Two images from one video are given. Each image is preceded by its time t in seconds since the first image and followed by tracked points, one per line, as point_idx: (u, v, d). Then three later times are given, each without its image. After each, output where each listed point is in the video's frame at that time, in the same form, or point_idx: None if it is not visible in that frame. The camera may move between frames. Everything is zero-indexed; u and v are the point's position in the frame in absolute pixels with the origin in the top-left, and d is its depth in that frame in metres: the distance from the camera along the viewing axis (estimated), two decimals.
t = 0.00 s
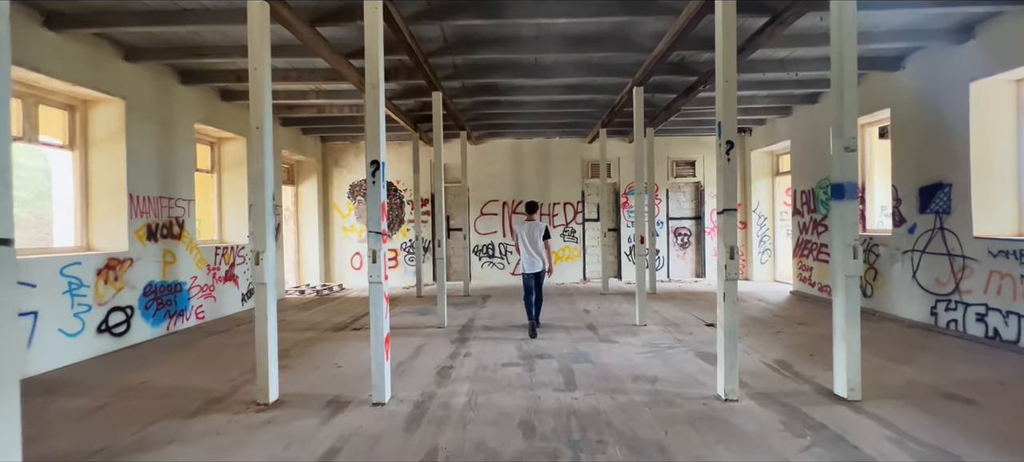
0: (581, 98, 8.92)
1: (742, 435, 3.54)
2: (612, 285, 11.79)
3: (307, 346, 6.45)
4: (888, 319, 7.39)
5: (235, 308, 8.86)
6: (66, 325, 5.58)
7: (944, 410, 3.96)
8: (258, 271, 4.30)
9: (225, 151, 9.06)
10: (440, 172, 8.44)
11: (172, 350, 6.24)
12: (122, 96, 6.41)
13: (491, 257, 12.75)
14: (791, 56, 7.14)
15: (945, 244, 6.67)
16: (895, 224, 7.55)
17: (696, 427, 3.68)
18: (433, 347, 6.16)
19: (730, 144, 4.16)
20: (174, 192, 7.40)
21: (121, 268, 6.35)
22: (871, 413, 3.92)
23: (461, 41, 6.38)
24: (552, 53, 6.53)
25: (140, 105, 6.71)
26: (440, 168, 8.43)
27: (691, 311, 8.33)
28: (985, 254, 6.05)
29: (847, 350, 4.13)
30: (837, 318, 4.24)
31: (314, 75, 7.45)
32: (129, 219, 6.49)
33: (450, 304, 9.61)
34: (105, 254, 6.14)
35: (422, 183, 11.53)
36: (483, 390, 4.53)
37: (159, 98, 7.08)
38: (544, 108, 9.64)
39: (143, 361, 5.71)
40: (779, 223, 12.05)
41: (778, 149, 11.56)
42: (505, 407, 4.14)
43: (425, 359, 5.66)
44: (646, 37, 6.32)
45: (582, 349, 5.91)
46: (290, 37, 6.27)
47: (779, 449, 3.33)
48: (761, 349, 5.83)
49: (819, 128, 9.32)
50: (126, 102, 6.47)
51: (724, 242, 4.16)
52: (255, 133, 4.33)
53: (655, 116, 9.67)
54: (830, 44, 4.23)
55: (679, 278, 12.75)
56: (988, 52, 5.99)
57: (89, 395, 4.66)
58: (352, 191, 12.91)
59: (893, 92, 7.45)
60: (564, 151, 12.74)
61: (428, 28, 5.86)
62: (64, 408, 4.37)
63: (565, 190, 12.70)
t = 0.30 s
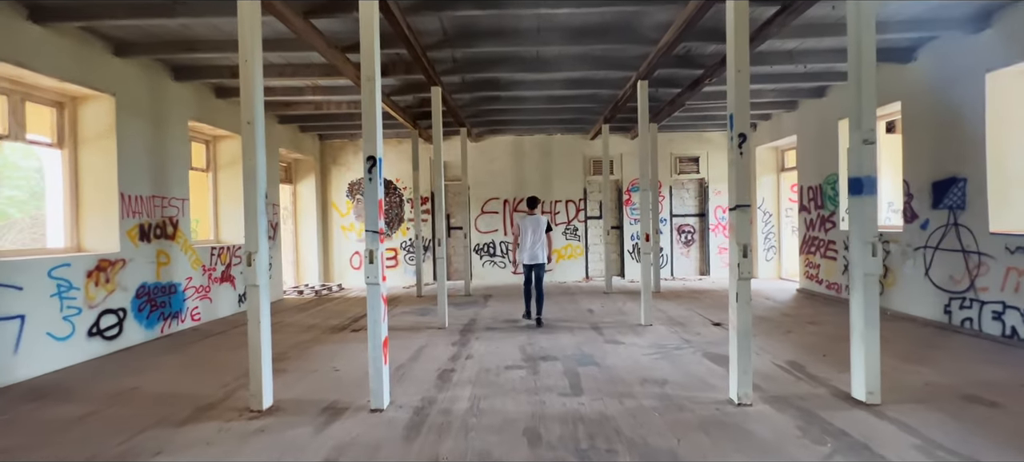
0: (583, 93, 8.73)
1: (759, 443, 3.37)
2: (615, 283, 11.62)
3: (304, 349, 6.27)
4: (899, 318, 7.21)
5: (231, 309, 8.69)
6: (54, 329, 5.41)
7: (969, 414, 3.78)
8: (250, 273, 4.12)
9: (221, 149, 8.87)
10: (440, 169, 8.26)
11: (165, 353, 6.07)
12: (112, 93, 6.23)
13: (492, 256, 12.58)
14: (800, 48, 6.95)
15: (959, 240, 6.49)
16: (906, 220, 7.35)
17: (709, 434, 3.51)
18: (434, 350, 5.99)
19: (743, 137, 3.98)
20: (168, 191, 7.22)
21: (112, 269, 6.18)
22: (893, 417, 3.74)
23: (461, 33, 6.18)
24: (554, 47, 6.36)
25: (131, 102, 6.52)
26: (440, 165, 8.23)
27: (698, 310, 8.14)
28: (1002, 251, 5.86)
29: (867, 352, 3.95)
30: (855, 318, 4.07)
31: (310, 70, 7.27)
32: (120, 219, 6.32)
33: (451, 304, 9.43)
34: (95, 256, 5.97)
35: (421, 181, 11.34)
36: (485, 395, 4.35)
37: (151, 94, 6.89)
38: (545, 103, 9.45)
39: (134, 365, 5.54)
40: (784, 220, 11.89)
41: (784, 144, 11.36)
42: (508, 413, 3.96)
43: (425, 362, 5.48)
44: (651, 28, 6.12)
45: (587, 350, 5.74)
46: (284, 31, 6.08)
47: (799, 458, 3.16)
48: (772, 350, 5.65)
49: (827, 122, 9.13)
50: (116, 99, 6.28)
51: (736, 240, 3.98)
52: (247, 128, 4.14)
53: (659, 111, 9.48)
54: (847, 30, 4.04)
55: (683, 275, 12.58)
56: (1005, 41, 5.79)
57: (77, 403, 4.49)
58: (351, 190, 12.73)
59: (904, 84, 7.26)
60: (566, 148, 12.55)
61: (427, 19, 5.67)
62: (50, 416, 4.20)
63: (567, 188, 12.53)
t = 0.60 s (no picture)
0: (585, 89, 8.56)
1: (775, 451, 3.20)
2: (618, 282, 11.46)
3: (301, 351, 6.12)
4: (911, 318, 7.03)
5: (228, 310, 8.54)
6: (44, 331, 5.27)
7: (994, 421, 3.61)
8: (241, 274, 3.96)
9: (217, 147, 8.71)
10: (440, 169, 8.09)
11: (159, 356, 5.92)
12: (103, 89, 6.07)
13: (493, 255, 12.42)
14: (810, 41, 6.77)
15: (974, 238, 6.30)
16: (917, 218, 7.17)
17: (722, 442, 3.35)
18: (434, 352, 5.84)
19: (755, 130, 3.81)
20: (162, 190, 7.07)
21: (104, 270, 6.03)
22: (914, 424, 3.57)
23: (460, 26, 6.02)
24: (557, 40, 6.19)
25: (123, 99, 6.37)
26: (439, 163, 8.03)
27: (704, 310, 7.97)
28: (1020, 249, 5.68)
29: (886, 354, 3.79)
30: (872, 320, 3.89)
31: (307, 66, 7.12)
32: (113, 219, 6.17)
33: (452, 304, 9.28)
34: (87, 256, 5.82)
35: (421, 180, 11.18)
36: (488, 400, 4.20)
37: (143, 91, 6.72)
38: (547, 100, 9.28)
39: (126, 369, 5.39)
40: (790, 218, 11.71)
41: (789, 141, 11.17)
42: (511, 419, 3.80)
43: (426, 364, 5.33)
44: (656, 21, 5.94)
45: (591, 352, 5.58)
46: (279, 24, 5.91)
47: None
48: (782, 351, 5.48)
49: (835, 118, 8.95)
50: (107, 95, 6.12)
51: (749, 239, 3.81)
52: (237, 124, 3.97)
53: (663, 107, 9.30)
54: (864, 19, 3.86)
55: (687, 274, 12.41)
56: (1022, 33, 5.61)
57: (65, 408, 4.34)
58: (351, 188, 12.57)
59: (915, 78, 7.08)
60: (568, 146, 12.38)
61: (426, 11, 5.50)
62: (36, 423, 4.05)
63: (569, 186, 12.36)
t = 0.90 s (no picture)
0: (588, 86, 8.38)
1: None
2: (621, 284, 11.27)
3: (295, 354, 5.94)
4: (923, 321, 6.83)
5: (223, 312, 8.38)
6: (29, 334, 5.10)
7: (1020, 432, 3.42)
8: (228, 275, 3.79)
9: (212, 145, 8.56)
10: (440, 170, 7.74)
11: (149, 359, 5.76)
12: (93, 84, 5.92)
13: (494, 255, 12.24)
14: (819, 36, 6.59)
15: (989, 239, 6.10)
16: (929, 218, 6.96)
17: (734, 455, 3.16)
18: (431, 356, 5.66)
19: (767, 126, 3.62)
20: (154, 189, 6.91)
21: (93, 270, 5.87)
22: (936, 436, 3.38)
23: (460, 20, 5.85)
24: (559, 35, 6.02)
25: (113, 95, 6.21)
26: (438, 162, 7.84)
27: (709, 313, 7.78)
28: None
29: (904, 361, 3.61)
30: (890, 325, 3.71)
31: (303, 62, 6.96)
32: (103, 217, 6.01)
33: (451, 306, 9.10)
34: (75, 256, 5.66)
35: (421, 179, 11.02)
36: (486, 408, 4.02)
37: (135, 87, 6.58)
38: (548, 97, 9.10)
39: (114, 373, 5.22)
40: (795, 218, 11.53)
41: (795, 140, 10.98)
42: (510, 429, 3.62)
43: (423, 369, 5.17)
44: (662, 15, 5.77)
45: (594, 357, 5.40)
46: (273, 18, 5.74)
47: None
48: (791, 356, 5.30)
49: (843, 117, 8.77)
50: (97, 91, 5.97)
51: (760, 240, 3.63)
52: (225, 118, 3.80)
53: (667, 105, 9.12)
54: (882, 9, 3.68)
55: (690, 276, 12.23)
56: None
57: (46, 414, 4.17)
58: (349, 188, 12.41)
59: (926, 75, 6.89)
60: (570, 145, 12.20)
61: (424, 4, 5.33)
62: (15, 430, 3.88)
63: (571, 185, 12.18)
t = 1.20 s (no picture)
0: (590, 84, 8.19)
1: None
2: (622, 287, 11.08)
3: (286, 359, 5.75)
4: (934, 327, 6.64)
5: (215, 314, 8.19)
6: (9, 338, 4.91)
7: None
8: (211, 279, 3.60)
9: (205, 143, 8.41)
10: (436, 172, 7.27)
11: (135, 363, 5.57)
12: (79, 80, 5.73)
13: (493, 257, 12.06)
14: (827, 33, 6.40)
15: (1003, 242, 5.90)
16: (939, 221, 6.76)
17: None
18: (426, 362, 5.47)
19: (779, 123, 3.44)
20: (143, 188, 6.72)
21: (78, 271, 5.68)
22: (957, 452, 3.19)
23: (457, 14, 5.66)
24: (560, 30, 5.84)
25: (101, 91, 6.03)
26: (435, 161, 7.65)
27: (712, 318, 7.58)
28: None
29: (923, 372, 3.41)
30: (907, 333, 3.52)
31: (296, 58, 6.78)
32: (89, 217, 5.82)
33: (448, 309, 8.92)
34: (59, 256, 5.47)
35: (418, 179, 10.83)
36: (482, 419, 3.83)
37: (123, 83, 6.39)
38: (549, 96, 8.92)
39: (97, 378, 5.03)
40: (799, 221, 11.36)
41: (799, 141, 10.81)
42: (506, 442, 3.43)
43: (417, 376, 4.98)
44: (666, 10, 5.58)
45: (595, 363, 5.21)
46: (264, 11, 5.56)
47: None
48: (799, 364, 5.11)
49: (850, 117, 8.59)
50: (83, 86, 5.78)
51: (771, 243, 3.45)
52: (208, 114, 3.62)
53: (670, 104, 8.94)
54: None
55: (692, 279, 12.04)
56: None
57: (21, 423, 3.97)
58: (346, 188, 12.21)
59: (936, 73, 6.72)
60: (571, 145, 12.01)
61: None
62: None
63: (571, 186, 11.99)
